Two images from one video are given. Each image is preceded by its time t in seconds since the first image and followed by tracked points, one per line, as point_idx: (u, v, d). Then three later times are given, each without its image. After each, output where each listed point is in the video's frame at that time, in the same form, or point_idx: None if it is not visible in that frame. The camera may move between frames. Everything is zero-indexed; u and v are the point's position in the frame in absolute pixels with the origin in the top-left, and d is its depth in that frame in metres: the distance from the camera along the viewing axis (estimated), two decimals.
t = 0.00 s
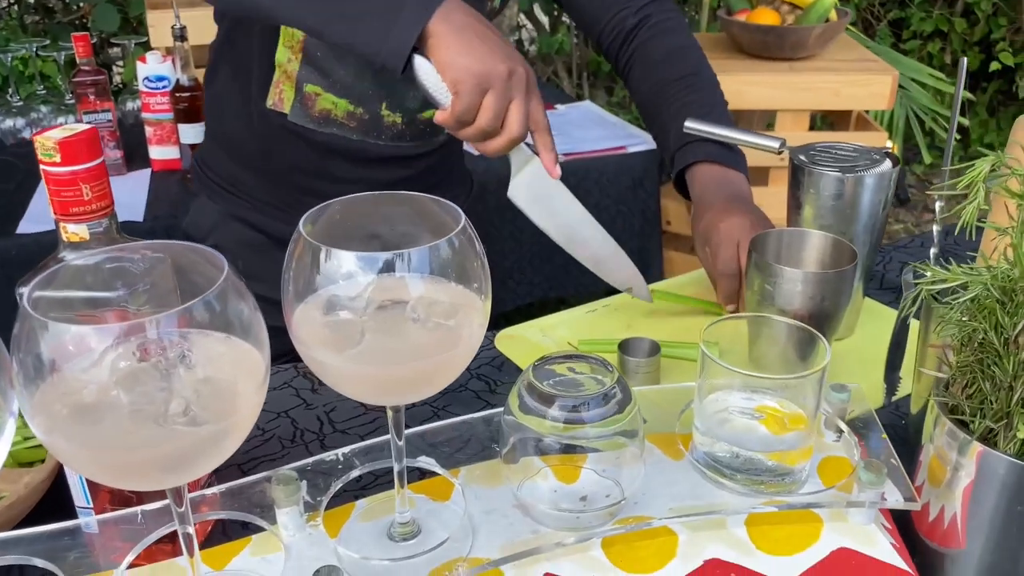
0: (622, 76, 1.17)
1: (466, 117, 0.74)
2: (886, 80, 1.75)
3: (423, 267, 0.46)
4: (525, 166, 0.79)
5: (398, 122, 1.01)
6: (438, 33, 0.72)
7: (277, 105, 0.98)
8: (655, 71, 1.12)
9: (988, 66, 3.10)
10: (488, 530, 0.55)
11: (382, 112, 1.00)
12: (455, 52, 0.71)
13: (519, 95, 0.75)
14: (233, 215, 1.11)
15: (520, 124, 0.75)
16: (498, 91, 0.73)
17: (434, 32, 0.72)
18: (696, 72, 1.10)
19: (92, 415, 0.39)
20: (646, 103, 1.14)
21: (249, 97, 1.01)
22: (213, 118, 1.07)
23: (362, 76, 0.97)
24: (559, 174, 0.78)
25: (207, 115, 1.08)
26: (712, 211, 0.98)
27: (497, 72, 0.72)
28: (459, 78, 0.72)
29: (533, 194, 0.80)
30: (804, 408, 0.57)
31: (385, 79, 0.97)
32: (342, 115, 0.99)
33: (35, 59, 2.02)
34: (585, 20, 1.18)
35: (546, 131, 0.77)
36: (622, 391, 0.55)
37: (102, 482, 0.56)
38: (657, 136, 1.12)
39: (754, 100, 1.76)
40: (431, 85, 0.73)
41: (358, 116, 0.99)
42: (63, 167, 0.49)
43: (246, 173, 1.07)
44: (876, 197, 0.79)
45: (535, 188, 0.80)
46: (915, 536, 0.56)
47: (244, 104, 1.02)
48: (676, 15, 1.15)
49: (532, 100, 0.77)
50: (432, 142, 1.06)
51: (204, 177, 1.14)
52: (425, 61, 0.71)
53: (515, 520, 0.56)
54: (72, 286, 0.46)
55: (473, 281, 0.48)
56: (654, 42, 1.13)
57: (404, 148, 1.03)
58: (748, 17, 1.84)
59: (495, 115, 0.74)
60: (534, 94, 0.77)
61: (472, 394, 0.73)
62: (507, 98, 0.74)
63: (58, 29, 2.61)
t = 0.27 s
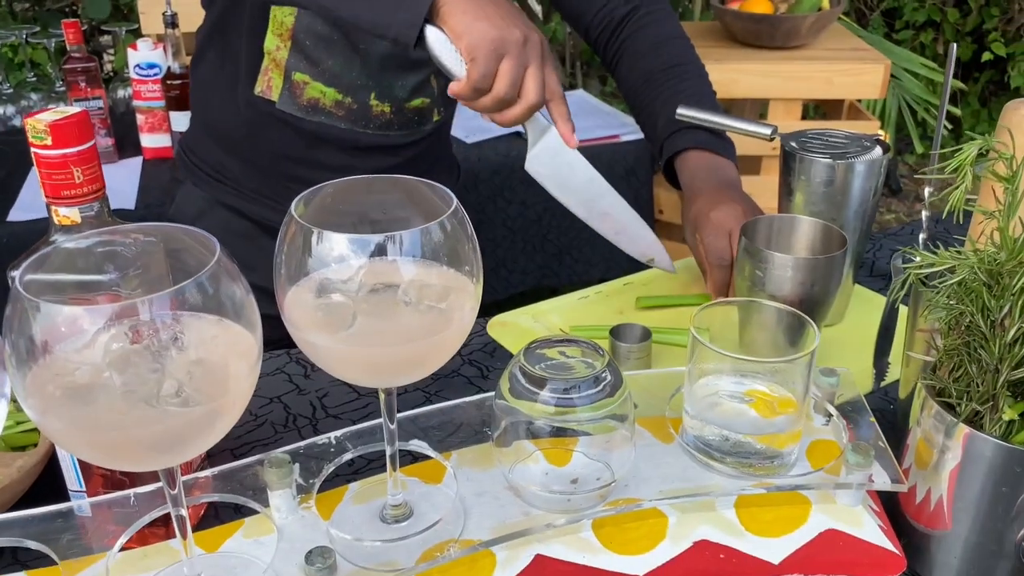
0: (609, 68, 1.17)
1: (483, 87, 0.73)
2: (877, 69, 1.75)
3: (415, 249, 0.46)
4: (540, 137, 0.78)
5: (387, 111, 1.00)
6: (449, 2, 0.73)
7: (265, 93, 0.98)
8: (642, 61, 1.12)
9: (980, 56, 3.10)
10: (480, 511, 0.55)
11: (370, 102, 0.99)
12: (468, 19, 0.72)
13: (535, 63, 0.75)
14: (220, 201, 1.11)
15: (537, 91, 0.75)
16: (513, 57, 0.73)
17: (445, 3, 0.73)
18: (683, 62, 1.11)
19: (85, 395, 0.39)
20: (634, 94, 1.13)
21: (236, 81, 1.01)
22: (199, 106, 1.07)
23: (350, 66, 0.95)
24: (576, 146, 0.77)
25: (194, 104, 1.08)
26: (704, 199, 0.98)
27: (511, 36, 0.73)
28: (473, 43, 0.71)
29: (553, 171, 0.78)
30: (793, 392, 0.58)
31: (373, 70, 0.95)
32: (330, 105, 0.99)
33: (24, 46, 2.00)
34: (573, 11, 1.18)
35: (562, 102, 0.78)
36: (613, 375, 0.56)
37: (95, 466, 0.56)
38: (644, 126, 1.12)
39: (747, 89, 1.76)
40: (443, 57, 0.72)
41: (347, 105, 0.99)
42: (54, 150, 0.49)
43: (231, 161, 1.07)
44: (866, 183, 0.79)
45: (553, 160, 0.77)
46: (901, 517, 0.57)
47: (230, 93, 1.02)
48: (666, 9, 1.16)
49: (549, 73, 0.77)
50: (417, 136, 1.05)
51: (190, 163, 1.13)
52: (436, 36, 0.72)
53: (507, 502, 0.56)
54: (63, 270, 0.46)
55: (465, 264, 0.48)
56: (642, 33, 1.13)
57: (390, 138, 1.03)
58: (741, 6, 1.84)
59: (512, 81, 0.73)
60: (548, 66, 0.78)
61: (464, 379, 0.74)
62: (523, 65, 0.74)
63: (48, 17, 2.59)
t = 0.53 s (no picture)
0: (611, 57, 1.18)
1: (516, 119, 0.75)
2: (877, 62, 1.75)
3: (407, 234, 0.47)
4: (573, 156, 0.81)
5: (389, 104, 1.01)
6: (481, 37, 0.72)
7: (270, 87, 0.99)
8: (644, 49, 1.12)
9: (983, 50, 3.09)
10: (473, 494, 0.56)
11: (373, 96, 1.00)
12: (501, 56, 0.72)
13: (566, 92, 0.76)
14: (219, 190, 1.11)
15: (569, 120, 0.76)
16: (545, 90, 0.74)
17: (476, 38, 0.73)
18: (685, 51, 1.11)
19: (80, 375, 0.39)
20: (636, 82, 1.14)
21: (241, 69, 1.01)
22: (201, 95, 1.07)
23: (354, 62, 0.96)
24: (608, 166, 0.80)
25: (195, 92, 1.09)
26: (702, 189, 0.98)
27: (543, 69, 0.73)
28: (505, 80, 0.72)
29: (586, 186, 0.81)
30: (783, 379, 0.58)
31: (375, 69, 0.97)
32: (334, 99, 1.00)
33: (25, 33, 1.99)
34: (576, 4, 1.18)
35: (592, 123, 0.79)
36: (605, 362, 0.56)
37: (93, 448, 0.57)
38: (644, 114, 1.12)
39: (748, 81, 1.76)
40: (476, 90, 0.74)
41: (350, 100, 1.00)
42: (52, 134, 0.49)
43: (232, 150, 1.08)
44: (862, 173, 0.80)
45: (585, 177, 0.80)
46: (890, 506, 0.57)
47: (231, 81, 1.02)
48: None
49: (580, 96, 0.78)
50: (420, 130, 1.06)
51: (192, 151, 1.14)
52: (469, 70, 0.73)
53: (499, 485, 0.57)
54: (60, 253, 0.47)
55: (458, 249, 0.49)
56: (645, 21, 1.14)
57: (392, 130, 1.04)
58: None
59: (544, 115, 0.75)
60: (577, 87, 0.78)
61: (460, 366, 0.74)
62: (554, 96, 0.75)
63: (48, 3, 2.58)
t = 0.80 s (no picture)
0: (617, 49, 1.18)
1: (542, 123, 0.76)
2: (883, 57, 1.74)
3: (405, 223, 0.47)
4: (596, 160, 0.80)
5: (396, 98, 1.02)
6: (507, 43, 0.72)
7: (278, 81, 1.00)
8: (652, 39, 1.12)
9: (990, 46, 3.08)
10: (469, 480, 0.56)
11: (381, 90, 1.01)
12: (527, 61, 0.72)
13: (590, 94, 0.76)
14: (225, 181, 1.11)
15: (593, 122, 0.77)
16: (570, 93, 0.74)
17: (502, 43, 0.72)
18: (688, 45, 1.11)
19: (81, 357, 0.40)
20: (640, 73, 1.14)
21: (248, 60, 1.01)
22: (206, 85, 1.08)
23: (362, 58, 0.97)
24: (630, 167, 0.80)
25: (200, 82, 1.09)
26: (703, 181, 0.98)
27: (568, 73, 0.74)
28: (532, 86, 0.73)
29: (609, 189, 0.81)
30: (778, 369, 0.59)
31: (383, 63, 0.97)
32: (342, 93, 1.01)
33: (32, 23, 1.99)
34: None
35: (615, 124, 0.79)
36: (602, 352, 0.57)
37: (95, 431, 0.58)
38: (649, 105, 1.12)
39: (753, 75, 1.76)
40: (502, 96, 0.74)
41: (358, 94, 1.01)
42: (56, 121, 0.50)
43: (238, 142, 1.08)
44: (860, 167, 0.80)
45: (608, 180, 0.81)
46: (883, 495, 0.57)
47: (240, 73, 1.02)
48: None
49: (602, 97, 0.78)
50: (426, 119, 1.08)
51: (197, 141, 1.14)
52: (495, 78, 0.73)
53: (495, 471, 0.57)
54: (62, 238, 0.47)
55: (455, 237, 0.49)
56: (650, 13, 1.14)
57: (399, 123, 1.05)
58: None
59: (570, 118, 0.75)
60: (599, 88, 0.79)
61: (460, 355, 0.75)
62: (579, 99, 0.76)
63: None
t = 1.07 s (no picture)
0: (619, 40, 1.18)
1: (549, 116, 0.75)
2: (890, 52, 1.73)
3: (403, 210, 0.47)
4: (602, 154, 0.80)
5: (399, 89, 1.03)
6: (519, 33, 0.71)
7: (281, 72, 0.99)
8: (654, 32, 1.12)
9: (1000, 43, 3.06)
10: (466, 468, 0.57)
11: (384, 81, 1.01)
12: (538, 53, 0.71)
13: (599, 89, 0.76)
14: (229, 173, 1.12)
15: (600, 116, 0.76)
16: (580, 87, 0.74)
17: (515, 34, 0.71)
18: (690, 35, 1.11)
19: (80, 338, 0.41)
20: (642, 65, 1.14)
21: (247, 58, 1.01)
22: (208, 78, 1.08)
23: (366, 48, 0.97)
24: (637, 163, 0.80)
25: (202, 78, 1.09)
26: (704, 175, 0.99)
27: (579, 68, 0.73)
28: (541, 78, 0.72)
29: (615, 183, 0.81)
30: (776, 360, 0.59)
31: (386, 52, 0.98)
32: (345, 84, 1.01)
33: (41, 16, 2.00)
34: None
35: (622, 120, 0.79)
36: (599, 341, 0.57)
37: (97, 417, 0.58)
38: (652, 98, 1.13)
39: (759, 70, 1.76)
40: (511, 87, 0.74)
41: (361, 85, 1.01)
42: (59, 108, 0.51)
43: (240, 135, 1.09)
44: (861, 161, 0.81)
45: (615, 177, 0.80)
46: (880, 485, 0.57)
47: (242, 70, 1.02)
48: None
49: (611, 93, 0.78)
50: (429, 112, 1.08)
51: (201, 137, 1.14)
52: (504, 68, 0.73)
53: (492, 459, 0.58)
54: (62, 223, 0.47)
55: (453, 225, 0.50)
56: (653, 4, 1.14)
57: (402, 116, 1.05)
58: None
59: (577, 112, 0.75)
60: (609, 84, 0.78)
61: (461, 345, 0.75)
62: (587, 93, 0.75)
63: None
